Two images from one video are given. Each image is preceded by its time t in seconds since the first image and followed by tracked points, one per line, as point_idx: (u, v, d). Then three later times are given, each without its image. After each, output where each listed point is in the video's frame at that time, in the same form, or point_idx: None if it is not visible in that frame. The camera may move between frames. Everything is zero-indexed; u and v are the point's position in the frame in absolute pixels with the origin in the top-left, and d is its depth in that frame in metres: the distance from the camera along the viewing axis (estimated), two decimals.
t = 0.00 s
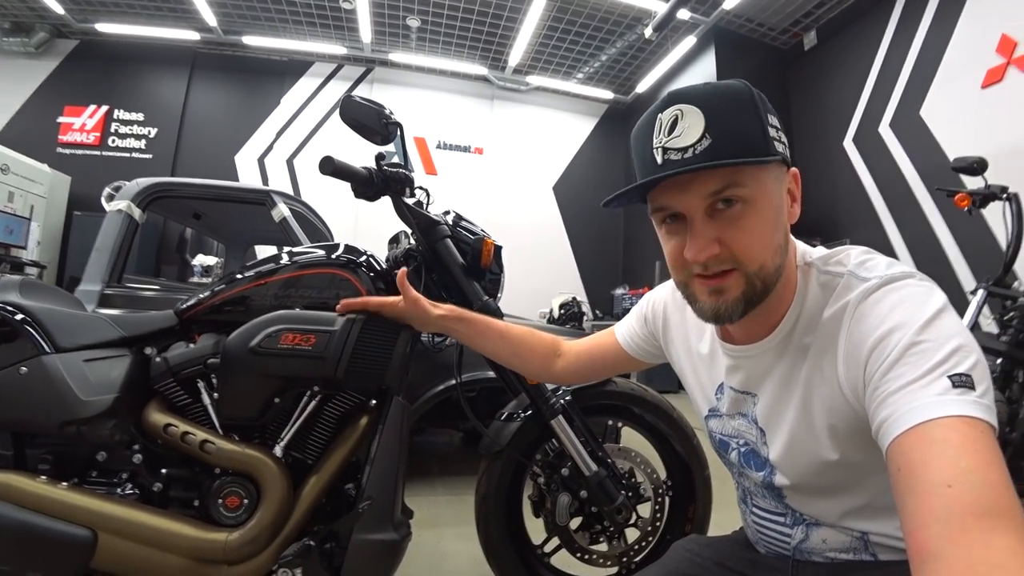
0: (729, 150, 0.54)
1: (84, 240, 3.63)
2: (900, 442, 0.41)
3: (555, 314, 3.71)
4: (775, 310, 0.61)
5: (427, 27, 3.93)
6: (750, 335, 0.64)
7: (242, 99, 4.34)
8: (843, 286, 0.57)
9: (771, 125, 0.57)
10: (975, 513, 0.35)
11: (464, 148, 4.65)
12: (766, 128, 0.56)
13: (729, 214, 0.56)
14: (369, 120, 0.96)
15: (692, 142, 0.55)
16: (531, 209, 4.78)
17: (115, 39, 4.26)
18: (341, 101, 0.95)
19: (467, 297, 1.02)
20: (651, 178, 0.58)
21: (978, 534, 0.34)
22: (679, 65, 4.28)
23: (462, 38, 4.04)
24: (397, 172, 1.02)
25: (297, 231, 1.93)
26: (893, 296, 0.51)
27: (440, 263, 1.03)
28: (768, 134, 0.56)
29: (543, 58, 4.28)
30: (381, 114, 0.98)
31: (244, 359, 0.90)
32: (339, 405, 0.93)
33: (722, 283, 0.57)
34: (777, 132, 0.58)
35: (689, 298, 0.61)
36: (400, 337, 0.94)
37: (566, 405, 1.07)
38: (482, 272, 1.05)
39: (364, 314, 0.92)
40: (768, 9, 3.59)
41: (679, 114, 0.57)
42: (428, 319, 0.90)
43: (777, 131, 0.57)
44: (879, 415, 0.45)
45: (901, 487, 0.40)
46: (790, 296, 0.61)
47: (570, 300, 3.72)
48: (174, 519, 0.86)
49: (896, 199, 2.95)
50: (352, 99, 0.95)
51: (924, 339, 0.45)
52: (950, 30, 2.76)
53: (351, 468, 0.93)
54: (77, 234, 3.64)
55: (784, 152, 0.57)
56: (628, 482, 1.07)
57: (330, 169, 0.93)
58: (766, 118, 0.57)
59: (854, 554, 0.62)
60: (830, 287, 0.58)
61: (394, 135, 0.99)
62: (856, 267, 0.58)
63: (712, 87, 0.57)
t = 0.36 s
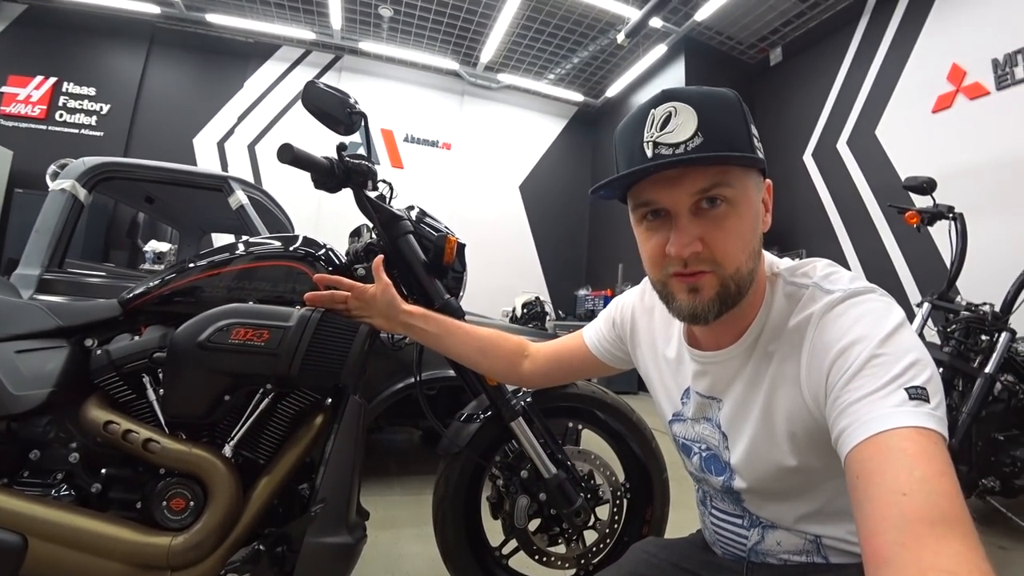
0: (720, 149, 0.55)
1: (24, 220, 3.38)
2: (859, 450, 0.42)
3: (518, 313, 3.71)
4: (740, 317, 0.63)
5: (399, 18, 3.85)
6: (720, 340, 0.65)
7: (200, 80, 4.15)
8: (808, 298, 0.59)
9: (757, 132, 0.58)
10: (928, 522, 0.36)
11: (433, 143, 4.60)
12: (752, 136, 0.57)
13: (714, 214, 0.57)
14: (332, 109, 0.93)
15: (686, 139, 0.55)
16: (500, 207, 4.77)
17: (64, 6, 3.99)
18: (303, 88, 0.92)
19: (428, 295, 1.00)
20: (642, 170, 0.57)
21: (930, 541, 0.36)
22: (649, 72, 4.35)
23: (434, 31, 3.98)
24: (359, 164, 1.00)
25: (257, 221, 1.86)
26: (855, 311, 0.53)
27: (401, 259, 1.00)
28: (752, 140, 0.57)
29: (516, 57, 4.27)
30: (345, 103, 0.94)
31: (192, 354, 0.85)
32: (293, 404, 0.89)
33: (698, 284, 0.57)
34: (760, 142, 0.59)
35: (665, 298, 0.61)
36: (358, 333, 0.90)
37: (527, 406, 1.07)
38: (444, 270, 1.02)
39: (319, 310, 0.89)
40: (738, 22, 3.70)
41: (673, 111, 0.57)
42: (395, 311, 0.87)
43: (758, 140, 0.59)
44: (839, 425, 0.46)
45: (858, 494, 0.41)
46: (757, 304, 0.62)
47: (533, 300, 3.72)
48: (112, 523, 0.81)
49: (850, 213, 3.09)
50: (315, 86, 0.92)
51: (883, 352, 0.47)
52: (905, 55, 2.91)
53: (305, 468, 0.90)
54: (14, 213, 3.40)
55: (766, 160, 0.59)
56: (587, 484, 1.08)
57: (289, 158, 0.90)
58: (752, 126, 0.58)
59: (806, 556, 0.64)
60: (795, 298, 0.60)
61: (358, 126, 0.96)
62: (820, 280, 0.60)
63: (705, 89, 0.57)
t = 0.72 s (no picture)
0: (653, 167, 0.57)
1: None
2: (842, 447, 0.43)
3: (503, 314, 3.68)
4: (723, 319, 0.64)
5: (384, 17, 3.83)
6: (705, 341, 0.67)
7: (180, 77, 4.08)
8: (795, 299, 0.60)
9: (712, 145, 0.57)
10: (907, 518, 0.37)
11: (418, 143, 4.58)
12: (702, 149, 0.57)
13: (650, 229, 0.59)
14: (314, 109, 0.92)
15: (624, 157, 0.59)
16: (486, 208, 4.77)
17: None
18: (285, 87, 0.91)
19: (411, 297, 0.99)
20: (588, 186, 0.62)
21: (906, 537, 0.37)
22: (633, 74, 4.39)
23: (419, 31, 3.97)
24: (341, 164, 0.99)
25: (238, 221, 1.83)
26: (839, 313, 0.54)
27: (384, 260, 1.00)
28: (705, 153, 0.57)
29: (501, 57, 4.27)
30: (327, 104, 0.94)
31: (171, 357, 0.84)
32: (275, 407, 0.89)
33: (635, 290, 0.61)
34: (724, 151, 0.58)
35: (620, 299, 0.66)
36: (341, 335, 0.90)
37: (511, 407, 1.08)
38: (427, 272, 1.02)
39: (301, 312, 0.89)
40: (722, 25, 3.74)
41: (623, 127, 0.61)
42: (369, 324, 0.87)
43: (722, 151, 0.58)
44: (823, 423, 0.47)
45: (840, 490, 0.42)
46: (742, 303, 0.64)
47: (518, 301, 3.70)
48: (89, 528, 0.80)
49: (832, 215, 3.15)
50: (298, 86, 0.92)
51: (867, 352, 0.48)
52: (884, 60, 2.97)
53: (288, 471, 0.89)
54: None
55: (724, 172, 0.57)
56: (572, 484, 1.09)
57: (270, 158, 0.89)
58: (710, 137, 0.57)
59: (789, 553, 0.65)
60: (783, 299, 0.61)
61: (341, 127, 0.95)
62: (808, 282, 0.61)
63: (658, 102, 0.59)
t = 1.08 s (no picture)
0: (621, 183, 0.59)
1: None
2: (834, 447, 0.44)
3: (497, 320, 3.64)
4: (711, 326, 0.65)
5: (372, 27, 3.85)
6: (697, 347, 0.68)
7: (169, 90, 4.08)
8: (785, 302, 0.61)
9: (678, 160, 0.57)
10: (897, 514, 0.38)
11: (408, 151, 4.59)
12: (666, 167, 0.57)
13: (621, 240, 0.61)
14: (301, 121, 0.93)
15: (601, 170, 0.62)
16: (479, 214, 4.78)
17: (26, 15, 3.89)
18: (272, 101, 0.92)
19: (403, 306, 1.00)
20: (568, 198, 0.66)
21: (899, 533, 0.38)
22: (621, 78, 4.42)
23: (407, 39, 3.99)
24: (330, 176, 1.00)
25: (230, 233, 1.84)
26: (828, 314, 0.55)
27: (376, 270, 1.01)
28: (669, 170, 0.57)
29: (490, 64, 4.30)
30: (314, 115, 0.94)
31: (163, 371, 0.85)
32: (267, 419, 0.89)
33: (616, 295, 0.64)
34: (692, 166, 0.58)
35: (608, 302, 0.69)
36: (332, 347, 0.90)
37: (505, 414, 1.09)
38: (419, 281, 1.03)
39: (294, 323, 0.90)
40: (707, 28, 3.79)
41: (603, 141, 0.63)
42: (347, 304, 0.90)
43: (689, 166, 0.58)
44: (814, 423, 0.48)
45: (834, 489, 0.43)
46: (731, 310, 0.65)
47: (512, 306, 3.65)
48: (84, 544, 0.80)
49: (821, 213, 3.18)
50: (285, 99, 0.92)
51: (855, 351, 0.49)
52: (868, 59, 3.02)
53: (282, 483, 0.90)
54: None
55: (690, 188, 0.57)
56: (567, 489, 1.10)
57: (258, 171, 0.89)
58: (676, 153, 0.58)
59: (786, 554, 0.66)
60: (773, 303, 0.62)
61: (329, 139, 0.96)
62: (798, 285, 0.62)
63: (630, 118, 0.60)
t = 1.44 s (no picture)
0: (596, 199, 0.60)
1: None
2: (821, 453, 0.45)
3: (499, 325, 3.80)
4: (693, 336, 0.66)
5: (369, 34, 3.87)
6: (679, 359, 0.68)
7: (167, 98, 4.10)
8: (766, 309, 0.61)
9: (652, 173, 0.58)
10: (887, 519, 0.39)
11: (406, 157, 4.61)
12: (641, 181, 0.58)
13: (598, 254, 0.62)
14: (296, 131, 0.94)
15: (578, 185, 0.63)
16: (477, 219, 4.79)
17: (24, 25, 3.91)
18: (266, 112, 0.93)
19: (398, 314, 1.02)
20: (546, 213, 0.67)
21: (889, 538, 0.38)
22: (618, 83, 4.44)
23: (404, 46, 4.01)
24: (324, 185, 1.01)
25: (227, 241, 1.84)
26: (809, 319, 0.55)
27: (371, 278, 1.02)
28: (643, 184, 0.58)
29: (487, 70, 4.32)
30: (309, 125, 0.95)
31: (159, 380, 0.85)
32: (263, 427, 0.89)
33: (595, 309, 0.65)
34: (666, 178, 0.58)
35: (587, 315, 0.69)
36: (327, 357, 0.91)
37: (501, 421, 1.09)
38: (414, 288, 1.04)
39: (289, 331, 0.90)
40: (703, 34, 3.81)
41: (578, 155, 0.64)
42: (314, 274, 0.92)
43: (664, 178, 0.58)
44: (801, 429, 0.48)
45: (824, 496, 0.43)
46: (711, 320, 0.65)
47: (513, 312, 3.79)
48: (81, 555, 0.80)
49: (818, 217, 3.19)
50: (279, 109, 0.93)
51: (837, 356, 0.49)
52: (863, 63, 3.04)
53: (279, 491, 0.90)
54: None
55: (666, 201, 0.58)
56: (564, 495, 1.10)
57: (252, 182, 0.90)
58: (650, 165, 0.58)
59: (780, 560, 0.66)
60: (754, 311, 0.62)
61: (323, 148, 0.97)
62: (777, 291, 0.63)
63: (605, 131, 0.61)
